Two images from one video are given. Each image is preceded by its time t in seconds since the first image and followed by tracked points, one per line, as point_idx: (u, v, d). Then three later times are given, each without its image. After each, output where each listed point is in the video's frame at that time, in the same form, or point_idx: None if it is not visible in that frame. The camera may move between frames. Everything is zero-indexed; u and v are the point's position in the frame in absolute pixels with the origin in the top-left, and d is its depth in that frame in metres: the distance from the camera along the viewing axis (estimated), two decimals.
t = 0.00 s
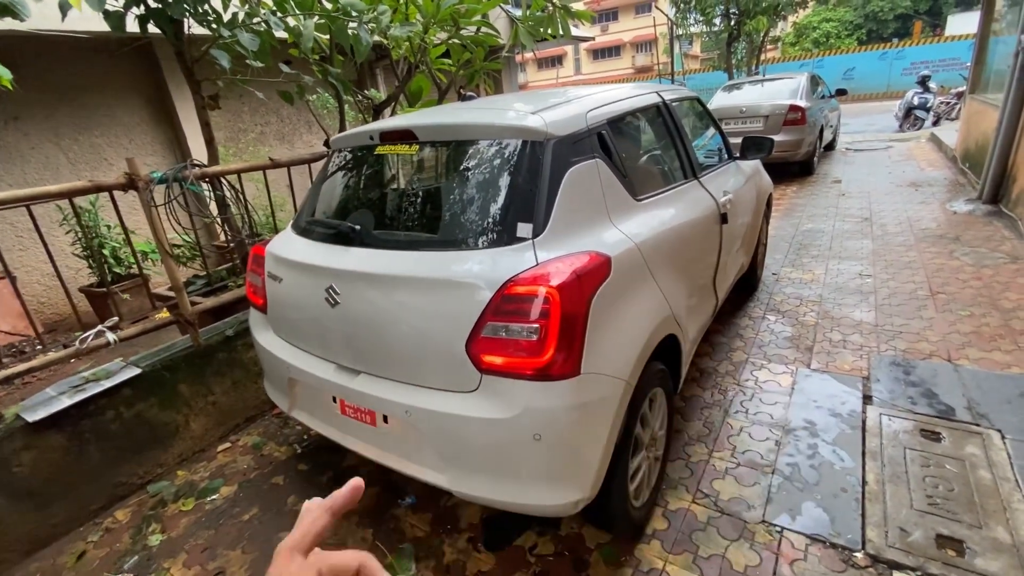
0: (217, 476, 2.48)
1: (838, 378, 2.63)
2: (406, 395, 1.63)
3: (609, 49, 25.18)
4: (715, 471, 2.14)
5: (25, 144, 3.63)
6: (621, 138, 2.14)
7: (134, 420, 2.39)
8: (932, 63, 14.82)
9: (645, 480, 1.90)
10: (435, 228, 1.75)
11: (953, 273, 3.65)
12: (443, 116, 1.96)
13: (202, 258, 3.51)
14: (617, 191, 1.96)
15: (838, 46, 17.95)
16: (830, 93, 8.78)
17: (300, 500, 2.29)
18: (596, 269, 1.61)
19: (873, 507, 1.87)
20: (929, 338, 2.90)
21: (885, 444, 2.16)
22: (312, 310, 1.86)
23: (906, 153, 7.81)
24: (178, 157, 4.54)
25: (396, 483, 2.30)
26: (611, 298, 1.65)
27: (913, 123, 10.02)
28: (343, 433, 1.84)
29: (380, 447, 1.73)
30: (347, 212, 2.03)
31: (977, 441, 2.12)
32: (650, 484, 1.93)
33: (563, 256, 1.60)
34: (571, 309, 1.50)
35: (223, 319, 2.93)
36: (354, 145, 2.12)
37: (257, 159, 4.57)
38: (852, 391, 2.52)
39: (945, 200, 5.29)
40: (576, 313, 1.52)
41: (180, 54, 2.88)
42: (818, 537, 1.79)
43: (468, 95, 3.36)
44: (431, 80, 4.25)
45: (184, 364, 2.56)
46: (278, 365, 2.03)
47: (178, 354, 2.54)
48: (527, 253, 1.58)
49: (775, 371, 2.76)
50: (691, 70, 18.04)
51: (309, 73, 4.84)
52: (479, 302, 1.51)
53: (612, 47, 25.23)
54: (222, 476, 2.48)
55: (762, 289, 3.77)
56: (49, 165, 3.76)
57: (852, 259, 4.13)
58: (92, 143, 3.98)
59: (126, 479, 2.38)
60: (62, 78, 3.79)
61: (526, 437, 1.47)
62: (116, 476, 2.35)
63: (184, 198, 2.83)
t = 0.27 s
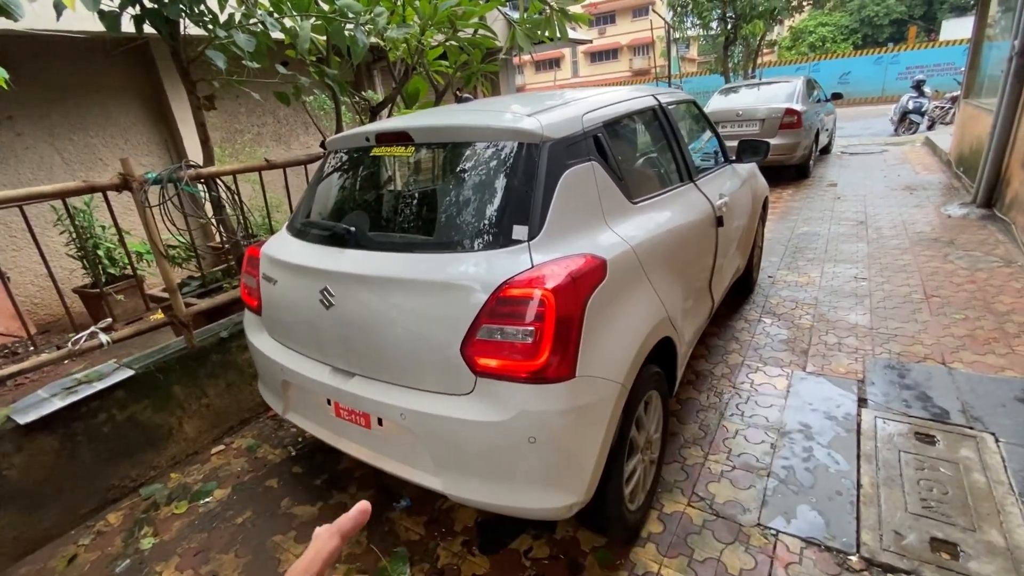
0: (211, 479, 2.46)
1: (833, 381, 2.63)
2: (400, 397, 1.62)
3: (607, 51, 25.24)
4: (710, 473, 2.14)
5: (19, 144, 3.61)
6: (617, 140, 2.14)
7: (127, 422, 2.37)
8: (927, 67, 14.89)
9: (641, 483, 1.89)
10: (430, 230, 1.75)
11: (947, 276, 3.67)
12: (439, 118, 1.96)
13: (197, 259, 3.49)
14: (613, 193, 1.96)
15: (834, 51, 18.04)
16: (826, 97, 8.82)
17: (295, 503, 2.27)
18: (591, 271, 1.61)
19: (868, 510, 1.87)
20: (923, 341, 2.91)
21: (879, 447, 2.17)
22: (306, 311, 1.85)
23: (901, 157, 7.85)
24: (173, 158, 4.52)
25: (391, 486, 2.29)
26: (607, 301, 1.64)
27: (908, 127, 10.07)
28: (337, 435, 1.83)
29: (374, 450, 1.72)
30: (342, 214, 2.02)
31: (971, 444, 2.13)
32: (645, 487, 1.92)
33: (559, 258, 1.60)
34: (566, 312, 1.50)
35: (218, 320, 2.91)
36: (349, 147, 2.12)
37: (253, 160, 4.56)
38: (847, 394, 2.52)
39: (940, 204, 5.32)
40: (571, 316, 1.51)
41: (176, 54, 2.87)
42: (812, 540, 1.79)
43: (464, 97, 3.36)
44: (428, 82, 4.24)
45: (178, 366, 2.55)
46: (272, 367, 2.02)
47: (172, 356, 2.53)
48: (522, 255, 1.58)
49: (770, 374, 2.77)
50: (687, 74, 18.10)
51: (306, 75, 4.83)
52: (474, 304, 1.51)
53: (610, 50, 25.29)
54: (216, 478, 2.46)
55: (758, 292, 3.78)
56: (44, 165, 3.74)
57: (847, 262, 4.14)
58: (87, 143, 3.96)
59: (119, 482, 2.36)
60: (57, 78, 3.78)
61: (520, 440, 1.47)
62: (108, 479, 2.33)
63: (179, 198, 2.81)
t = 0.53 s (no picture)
0: (207, 484, 2.46)
1: (829, 389, 2.65)
2: (399, 404, 1.63)
3: (606, 58, 25.38)
4: (708, 481, 2.14)
5: (17, 145, 3.61)
6: (616, 148, 2.16)
7: (124, 426, 2.36)
8: (923, 76, 15.00)
9: (638, 490, 1.90)
10: (430, 236, 1.75)
11: (943, 285, 3.69)
12: (440, 125, 1.97)
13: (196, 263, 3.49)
14: (612, 201, 1.97)
15: (831, 59, 18.17)
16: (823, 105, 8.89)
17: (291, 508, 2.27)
18: (590, 279, 1.62)
19: (864, 518, 1.88)
20: (919, 349, 2.93)
21: (876, 455, 2.18)
22: (306, 317, 1.85)
23: (897, 166, 7.90)
24: (173, 161, 4.52)
25: (388, 492, 2.29)
26: (605, 308, 1.65)
27: (904, 136, 10.14)
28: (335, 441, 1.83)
29: (372, 455, 1.72)
30: (342, 219, 2.03)
31: (967, 452, 2.14)
32: (643, 494, 1.92)
33: (558, 265, 1.61)
34: (565, 319, 1.51)
35: (216, 324, 2.91)
36: (350, 152, 2.13)
37: (253, 164, 4.56)
38: (844, 402, 2.53)
39: (936, 212, 5.35)
40: (570, 323, 1.52)
41: (177, 58, 2.88)
42: (809, 548, 1.79)
43: (464, 104, 3.38)
44: (428, 88, 4.26)
45: (175, 370, 2.54)
46: (271, 372, 2.02)
47: (170, 359, 2.53)
48: (522, 263, 1.59)
49: (767, 381, 2.78)
50: (686, 81, 18.21)
51: (306, 79, 4.85)
52: (473, 311, 1.52)
53: (609, 57, 25.43)
54: (212, 483, 2.46)
55: (755, 299, 3.80)
56: (42, 166, 3.74)
57: (844, 270, 4.16)
58: (86, 145, 3.97)
59: (115, 486, 2.35)
60: (58, 79, 3.79)
61: (519, 447, 1.47)
62: (103, 483, 2.32)
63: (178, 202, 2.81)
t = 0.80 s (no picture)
0: (205, 491, 2.46)
1: (824, 399, 2.67)
2: (399, 413, 1.64)
3: (604, 65, 25.54)
4: (704, 490, 2.16)
5: (17, 151, 3.63)
6: (614, 160, 2.19)
7: (122, 433, 2.37)
8: (918, 87, 15.14)
9: (635, 500, 1.91)
10: (431, 247, 1.78)
11: (936, 295, 3.73)
12: (441, 137, 2.00)
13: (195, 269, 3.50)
14: (610, 213, 2.00)
15: (827, 69, 18.33)
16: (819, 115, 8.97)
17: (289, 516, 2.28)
18: (588, 291, 1.64)
19: (858, 528, 1.90)
20: (913, 360, 2.96)
21: (869, 465, 2.20)
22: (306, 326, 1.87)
23: (892, 176, 7.98)
24: (172, 167, 4.54)
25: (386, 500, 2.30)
26: (604, 320, 1.68)
27: (899, 146, 10.23)
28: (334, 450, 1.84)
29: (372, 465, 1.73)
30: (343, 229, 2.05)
31: (958, 463, 2.16)
32: (639, 504, 1.94)
33: (557, 277, 1.63)
34: (564, 330, 1.53)
35: (215, 331, 2.92)
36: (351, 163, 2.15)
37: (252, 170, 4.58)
38: (838, 412, 2.56)
39: (930, 223, 5.40)
40: (569, 334, 1.54)
41: (180, 67, 2.90)
42: (803, 558, 1.81)
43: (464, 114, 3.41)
44: (429, 97, 4.29)
45: (174, 377, 2.55)
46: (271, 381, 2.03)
47: (169, 367, 2.54)
48: (521, 275, 1.61)
49: (763, 391, 2.80)
50: (683, 89, 18.34)
51: (307, 87, 4.88)
52: (473, 323, 1.54)
53: (607, 64, 25.59)
54: (210, 491, 2.46)
55: (751, 308, 3.83)
56: (41, 171, 3.75)
57: (839, 280, 4.20)
58: (85, 150, 3.98)
59: (112, 493, 2.36)
60: (58, 85, 3.81)
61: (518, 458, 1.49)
62: (101, 490, 2.32)
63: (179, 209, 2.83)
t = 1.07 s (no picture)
0: (202, 493, 2.46)
1: (820, 405, 2.68)
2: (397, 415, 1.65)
3: (603, 72, 25.68)
4: (700, 495, 2.17)
5: (16, 151, 3.64)
6: (612, 166, 2.21)
7: (119, 434, 2.37)
8: (914, 96, 15.26)
9: (632, 503, 1.92)
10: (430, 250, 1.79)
11: (931, 303, 3.76)
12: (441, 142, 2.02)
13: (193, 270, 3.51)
14: (609, 218, 2.01)
15: (824, 78, 18.48)
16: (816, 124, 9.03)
17: (286, 518, 2.28)
18: (587, 294, 1.66)
19: (853, 533, 1.91)
20: (908, 366, 2.98)
21: (864, 470, 2.21)
22: (306, 328, 1.88)
23: (888, 185, 8.04)
24: (172, 169, 4.55)
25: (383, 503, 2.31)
26: (602, 323, 1.69)
27: (895, 154, 10.31)
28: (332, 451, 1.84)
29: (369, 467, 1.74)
30: (343, 231, 2.06)
31: (952, 468, 2.18)
32: (636, 508, 1.95)
33: (556, 281, 1.65)
34: (563, 333, 1.54)
35: (213, 333, 2.92)
36: (352, 166, 2.17)
37: (252, 173, 4.60)
38: (834, 417, 2.58)
39: (925, 231, 5.44)
40: (567, 337, 1.55)
41: (182, 70, 2.92)
42: (799, 562, 1.82)
43: (463, 119, 3.44)
44: (429, 101, 4.32)
45: (172, 378, 2.56)
46: (269, 383, 2.04)
47: (167, 368, 2.54)
48: (521, 278, 1.62)
49: (759, 396, 2.81)
50: (681, 96, 18.45)
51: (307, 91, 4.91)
52: (472, 325, 1.55)
53: (605, 71, 25.73)
54: (207, 492, 2.46)
55: (748, 314, 3.85)
56: (40, 172, 3.76)
57: (835, 287, 4.22)
58: (85, 152, 3.99)
59: (108, 494, 2.35)
60: (59, 87, 3.82)
61: (515, 460, 1.50)
62: (98, 491, 2.32)
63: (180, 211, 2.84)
